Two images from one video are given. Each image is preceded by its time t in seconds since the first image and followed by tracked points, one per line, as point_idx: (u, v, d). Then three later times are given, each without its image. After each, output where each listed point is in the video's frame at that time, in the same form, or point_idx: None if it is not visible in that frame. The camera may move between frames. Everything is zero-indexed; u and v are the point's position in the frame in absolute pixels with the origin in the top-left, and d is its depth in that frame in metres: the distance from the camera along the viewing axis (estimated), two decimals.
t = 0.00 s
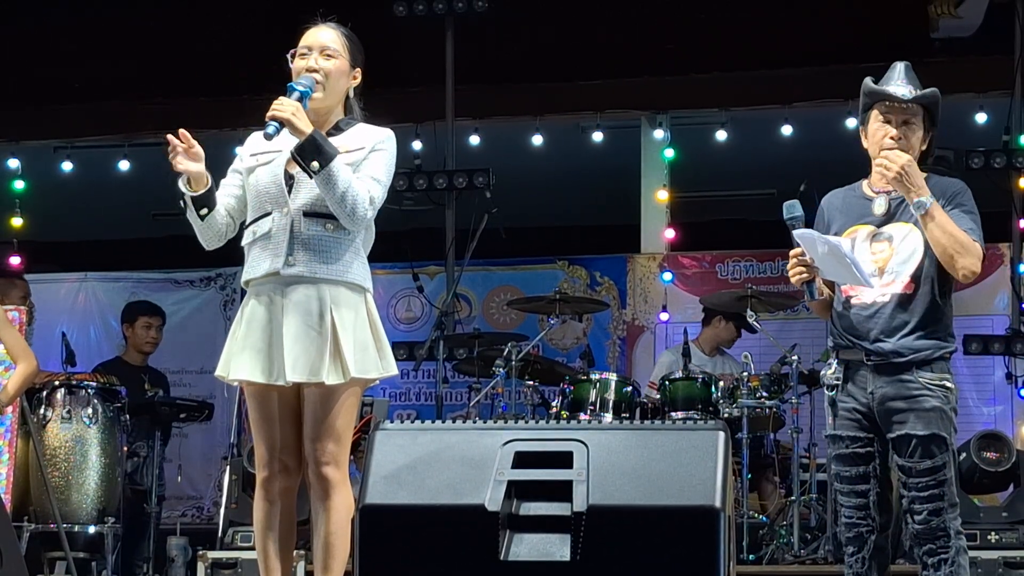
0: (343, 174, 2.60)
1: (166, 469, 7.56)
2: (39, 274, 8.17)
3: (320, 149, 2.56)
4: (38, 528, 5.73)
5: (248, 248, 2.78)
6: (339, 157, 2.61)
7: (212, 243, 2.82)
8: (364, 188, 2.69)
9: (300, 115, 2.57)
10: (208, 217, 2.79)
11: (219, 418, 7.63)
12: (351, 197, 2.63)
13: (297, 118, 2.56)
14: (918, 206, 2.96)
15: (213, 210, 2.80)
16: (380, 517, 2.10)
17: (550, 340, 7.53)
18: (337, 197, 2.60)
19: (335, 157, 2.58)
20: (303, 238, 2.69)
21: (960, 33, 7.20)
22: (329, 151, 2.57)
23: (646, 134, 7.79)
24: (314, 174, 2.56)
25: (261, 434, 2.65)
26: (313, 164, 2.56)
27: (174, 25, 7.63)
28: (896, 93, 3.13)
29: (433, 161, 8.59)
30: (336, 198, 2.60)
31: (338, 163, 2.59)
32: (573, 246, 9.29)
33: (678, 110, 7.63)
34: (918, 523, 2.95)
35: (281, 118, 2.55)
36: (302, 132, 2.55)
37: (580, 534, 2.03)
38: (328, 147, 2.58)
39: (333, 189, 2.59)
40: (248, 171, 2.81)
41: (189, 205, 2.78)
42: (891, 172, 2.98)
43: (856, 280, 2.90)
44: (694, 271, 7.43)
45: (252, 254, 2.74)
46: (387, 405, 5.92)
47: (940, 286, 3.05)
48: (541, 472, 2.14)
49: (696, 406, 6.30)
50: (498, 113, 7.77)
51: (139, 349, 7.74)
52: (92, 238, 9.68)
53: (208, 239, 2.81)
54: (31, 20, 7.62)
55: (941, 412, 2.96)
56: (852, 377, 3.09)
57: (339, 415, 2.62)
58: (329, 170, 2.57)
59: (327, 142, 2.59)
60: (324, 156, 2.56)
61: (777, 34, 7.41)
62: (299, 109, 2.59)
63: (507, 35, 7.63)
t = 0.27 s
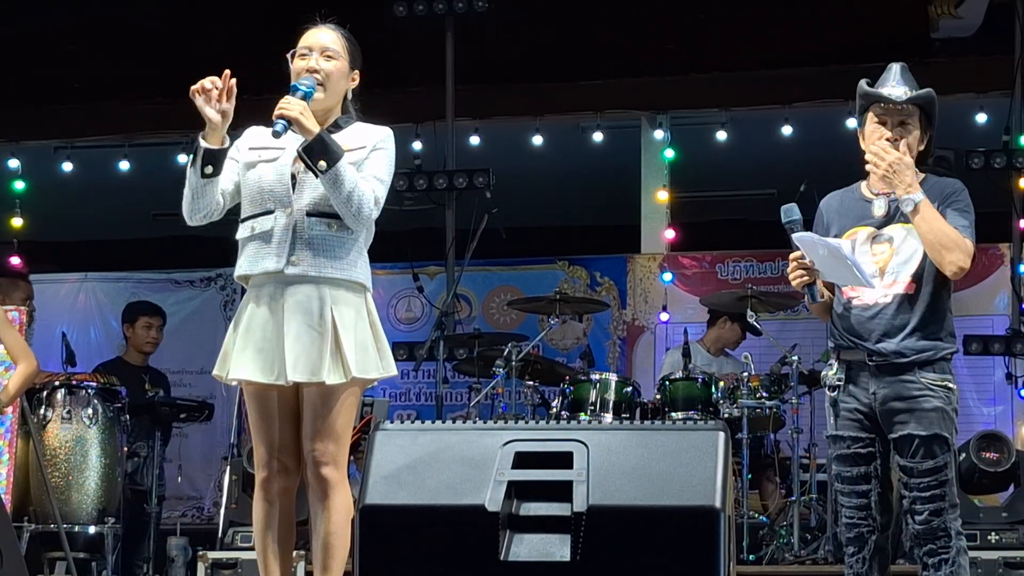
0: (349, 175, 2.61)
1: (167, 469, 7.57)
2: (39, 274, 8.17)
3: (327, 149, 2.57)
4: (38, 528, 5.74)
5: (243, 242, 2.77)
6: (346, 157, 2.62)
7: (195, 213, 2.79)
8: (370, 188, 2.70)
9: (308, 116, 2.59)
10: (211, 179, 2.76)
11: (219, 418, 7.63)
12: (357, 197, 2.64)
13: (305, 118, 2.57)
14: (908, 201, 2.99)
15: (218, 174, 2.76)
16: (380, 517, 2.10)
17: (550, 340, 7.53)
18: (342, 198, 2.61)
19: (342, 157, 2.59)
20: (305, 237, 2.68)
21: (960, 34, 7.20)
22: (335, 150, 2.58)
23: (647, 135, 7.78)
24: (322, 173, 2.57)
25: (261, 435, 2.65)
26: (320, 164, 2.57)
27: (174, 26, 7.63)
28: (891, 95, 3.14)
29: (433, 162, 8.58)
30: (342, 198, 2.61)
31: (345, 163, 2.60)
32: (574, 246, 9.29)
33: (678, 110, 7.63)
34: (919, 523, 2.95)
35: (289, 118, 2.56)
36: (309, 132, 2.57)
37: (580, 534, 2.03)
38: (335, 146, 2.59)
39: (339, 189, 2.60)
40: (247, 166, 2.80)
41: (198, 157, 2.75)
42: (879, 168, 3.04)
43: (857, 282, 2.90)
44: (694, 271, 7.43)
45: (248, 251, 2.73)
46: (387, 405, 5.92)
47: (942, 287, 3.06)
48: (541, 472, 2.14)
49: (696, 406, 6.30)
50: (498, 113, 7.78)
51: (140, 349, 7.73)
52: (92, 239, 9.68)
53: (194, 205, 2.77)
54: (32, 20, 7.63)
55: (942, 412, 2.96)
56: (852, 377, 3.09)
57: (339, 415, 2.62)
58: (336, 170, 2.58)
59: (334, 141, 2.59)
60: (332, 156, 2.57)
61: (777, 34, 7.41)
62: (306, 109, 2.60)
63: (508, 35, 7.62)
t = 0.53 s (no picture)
0: (350, 176, 2.61)
1: (167, 469, 7.57)
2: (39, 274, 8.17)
3: (328, 149, 2.57)
4: (38, 528, 5.74)
5: (238, 237, 2.76)
6: (346, 158, 2.62)
7: (185, 193, 2.80)
8: (369, 188, 2.70)
9: (309, 115, 2.59)
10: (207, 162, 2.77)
11: (219, 418, 7.63)
12: (357, 198, 2.64)
13: (306, 118, 2.57)
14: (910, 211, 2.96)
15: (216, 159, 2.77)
16: (380, 517, 2.10)
17: (550, 340, 7.52)
18: (343, 199, 2.61)
19: (343, 158, 2.60)
20: (305, 237, 2.68)
21: (960, 34, 7.20)
22: (337, 151, 2.59)
23: (647, 135, 7.78)
24: (323, 173, 2.58)
25: (261, 435, 2.65)
26: (321, 164, 2.57)
27: (174, 26, 7.64)
28: (885, 95, 3.15)
29: (433, 162, 8.58)
30: (342, 199, 2.61)
31: (346, 164, 2.61)
32: (574, 247, 9.29)
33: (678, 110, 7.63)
34: (919, 523, 2.95)
35: (291, 117, 2.56)
36: (310, 131, 2.57)
37: (580, 534, 2.03)
38: (336, 147, 2.59)
39: (340, 190, 2.60)
40: (246, 161, 2.79)
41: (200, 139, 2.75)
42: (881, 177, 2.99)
43: (860, 283, 2.90)
44: (694, 272, 7.42)
45: (245, 247, 2.72)
46: (387, 405, 5.92)
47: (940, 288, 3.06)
48: (541, 473, 2.14)
49: (696, 406, 6.30)
50: (498, 113, 7.79)
51: (140, 349, 7.70)
52: (92, 239, 9.69)
53: (187, 184, 2.79)
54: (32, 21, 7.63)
55: (942, 412, 2.96)
56: (852, 378, 3.08)
57: (339, 415, 2.62)
58: (337, 170, 2.58)
59: (335, 142, 2.60)
60: (333, 156, 2.58)
61: (777, 34, 7.41)
62: (308, 109, 2.60)
63: (508, 35, 7.63)
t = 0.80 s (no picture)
0: (347, 177, 2.61)
1: (167, 469, 7.57)
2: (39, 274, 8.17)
3: (325, 150, 2.56)
4: (38, 528, 5.74)
5: (237, 237, 2.76)
6: (343, 159, 2.61)
7: (180, 192, 2.80)
8: (367, 189, 2.70)
9: (306, 117, 2.58)
10: (204, 165, 2.76)
11: (219, 418, 7.63)
12: (354, 199, 2.63)
13: (303, 119, 2.56)
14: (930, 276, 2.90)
15: (214, 163, 2.77)
16: (380, 517, 2.10)
17: (550, 341, 7.52)
18: (340, 200, 2.61)
19: (340, 159, 2.59)
20: (303, 237, 2.69)
21: (960, 34, 7.20)
22: (333, 153, 2.58)
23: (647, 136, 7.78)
24: (320, 175, 2.57)
25: (260, 435, 2.65)
26: (318, 166, 2.56)
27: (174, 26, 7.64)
28: (869, 94, 3.19)
29: (433, 162, 8.58)
30: (340, 200, 2.61)
31: (343, 165, 2.60)
32: (574, 247, 9.28)
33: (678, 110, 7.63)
34: (918, 523, 2.95)
35: (287, 118, 2.55)
36: (308, 133, 2.56)
37: (580, 534, 2.03)
38: (333, 148, 2.58)
39: (337, 191, 2.60)
40: (245, 161, 2.78)
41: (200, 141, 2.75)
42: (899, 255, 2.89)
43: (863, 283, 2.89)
44: (694, 272, 7.42)
45: (243, 247, 2.72)
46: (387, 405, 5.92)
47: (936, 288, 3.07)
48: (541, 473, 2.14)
49: (696, 406, 6.30)
50: (498, 113, 7.80)
51: (140, 349, 7.72)
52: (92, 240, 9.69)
53: (182, 183, 2.79)
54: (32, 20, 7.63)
55: (940, 412, 2.97)
56: (851, 378, 3.08)
57: (338, 415, 2.62)
58: (334, 172, 2.58)
59: (331, 143, 2.59)
60: (329, 158, 2.57)
61: (777, 34, 7.41)
62: (304, 110, 2.59)
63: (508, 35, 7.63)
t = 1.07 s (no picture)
0: (340, 174, 2.60)
1: (167, 469, 7.57)
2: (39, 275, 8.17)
3: (316, 149, 2.56)
4: (38, 529, 5.74)
5: (235, 235, 2.76)
6: (336, 156, 2.61)
7: (178, 185, 2.80)
8: (362, 186, 2.69)
9: (298, 115, 2.58)
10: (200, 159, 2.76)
11: (219, 418, 7.63)
12: (348, 196, 2.63)
13: (294, 118, 2.57)
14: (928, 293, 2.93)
15: (208, 158, 2.77)
16: (380, 518, 2.10)
17: (550, 341, 7.52)
18: (333, 197, 2.61)
19: (332, 156, 2.59)
20: (298, 235, 2.69)
21: (960, 34, 7.20)
22: (325, 150, 2.58)
23: (647, 136, 7.82)
24: (312, 173, 2.57)
25: (260, 436, 2.65)
26: (310, 164, 2.56)
27: (174, 26, 7.64)
28: (862, 96, 3.20)
29: (433, 162, 8.57)
30: (333, 198, 2.61)
31: (335, 162, 2.60)
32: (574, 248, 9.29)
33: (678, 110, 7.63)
34: (918, 524, 2.95)
35: (278, 117, 2.56)
36: (298, 131, 2.56)
37: (580, 534, 2.02)
38: (324, 146, 2.58)
39: (330, 188, 2.59)
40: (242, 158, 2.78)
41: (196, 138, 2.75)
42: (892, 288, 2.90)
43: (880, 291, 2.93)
44: (694, 272, 7.42)
45: (238, 245, 2.72)
46: (387, 406, 5.92)
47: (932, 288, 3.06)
48: (541, 473, 2.14)
49: (696, 406, 6.29)
50: (498, 113, 7.79)
51: (140, 349, 7.75)
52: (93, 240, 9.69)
53: (179, 177, 2.80)
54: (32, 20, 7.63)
55: (940, 412, 2.97)
56: (851, 378, 3.08)
57: (336, 415, 2.62)
58: (325, 169, 2.57)
59: (323, 141, 2.59)
60: (321, 155, 2.57)
61: (776, 35, 7.42)
62: (296, 108, 2.59)
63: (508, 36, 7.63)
